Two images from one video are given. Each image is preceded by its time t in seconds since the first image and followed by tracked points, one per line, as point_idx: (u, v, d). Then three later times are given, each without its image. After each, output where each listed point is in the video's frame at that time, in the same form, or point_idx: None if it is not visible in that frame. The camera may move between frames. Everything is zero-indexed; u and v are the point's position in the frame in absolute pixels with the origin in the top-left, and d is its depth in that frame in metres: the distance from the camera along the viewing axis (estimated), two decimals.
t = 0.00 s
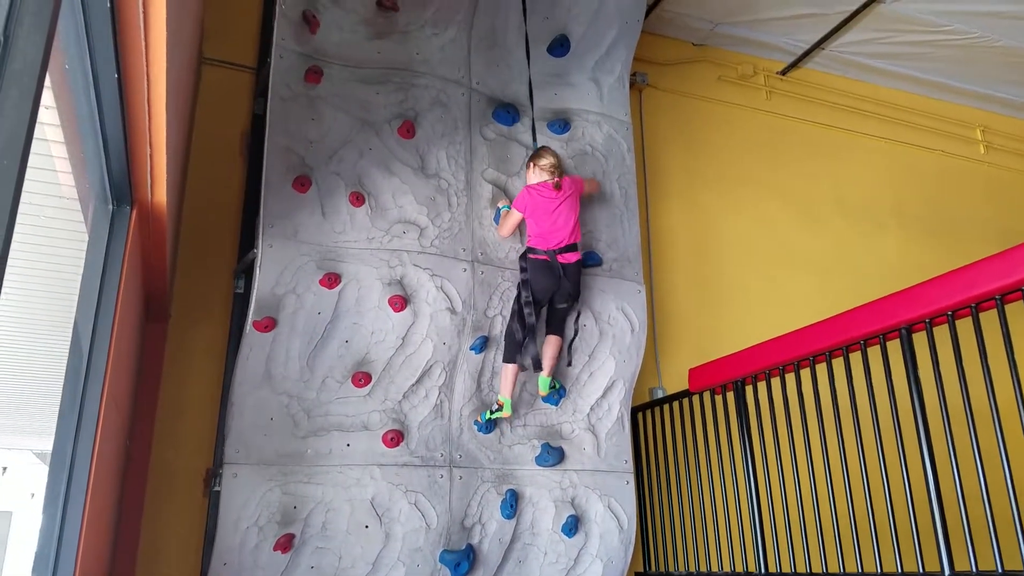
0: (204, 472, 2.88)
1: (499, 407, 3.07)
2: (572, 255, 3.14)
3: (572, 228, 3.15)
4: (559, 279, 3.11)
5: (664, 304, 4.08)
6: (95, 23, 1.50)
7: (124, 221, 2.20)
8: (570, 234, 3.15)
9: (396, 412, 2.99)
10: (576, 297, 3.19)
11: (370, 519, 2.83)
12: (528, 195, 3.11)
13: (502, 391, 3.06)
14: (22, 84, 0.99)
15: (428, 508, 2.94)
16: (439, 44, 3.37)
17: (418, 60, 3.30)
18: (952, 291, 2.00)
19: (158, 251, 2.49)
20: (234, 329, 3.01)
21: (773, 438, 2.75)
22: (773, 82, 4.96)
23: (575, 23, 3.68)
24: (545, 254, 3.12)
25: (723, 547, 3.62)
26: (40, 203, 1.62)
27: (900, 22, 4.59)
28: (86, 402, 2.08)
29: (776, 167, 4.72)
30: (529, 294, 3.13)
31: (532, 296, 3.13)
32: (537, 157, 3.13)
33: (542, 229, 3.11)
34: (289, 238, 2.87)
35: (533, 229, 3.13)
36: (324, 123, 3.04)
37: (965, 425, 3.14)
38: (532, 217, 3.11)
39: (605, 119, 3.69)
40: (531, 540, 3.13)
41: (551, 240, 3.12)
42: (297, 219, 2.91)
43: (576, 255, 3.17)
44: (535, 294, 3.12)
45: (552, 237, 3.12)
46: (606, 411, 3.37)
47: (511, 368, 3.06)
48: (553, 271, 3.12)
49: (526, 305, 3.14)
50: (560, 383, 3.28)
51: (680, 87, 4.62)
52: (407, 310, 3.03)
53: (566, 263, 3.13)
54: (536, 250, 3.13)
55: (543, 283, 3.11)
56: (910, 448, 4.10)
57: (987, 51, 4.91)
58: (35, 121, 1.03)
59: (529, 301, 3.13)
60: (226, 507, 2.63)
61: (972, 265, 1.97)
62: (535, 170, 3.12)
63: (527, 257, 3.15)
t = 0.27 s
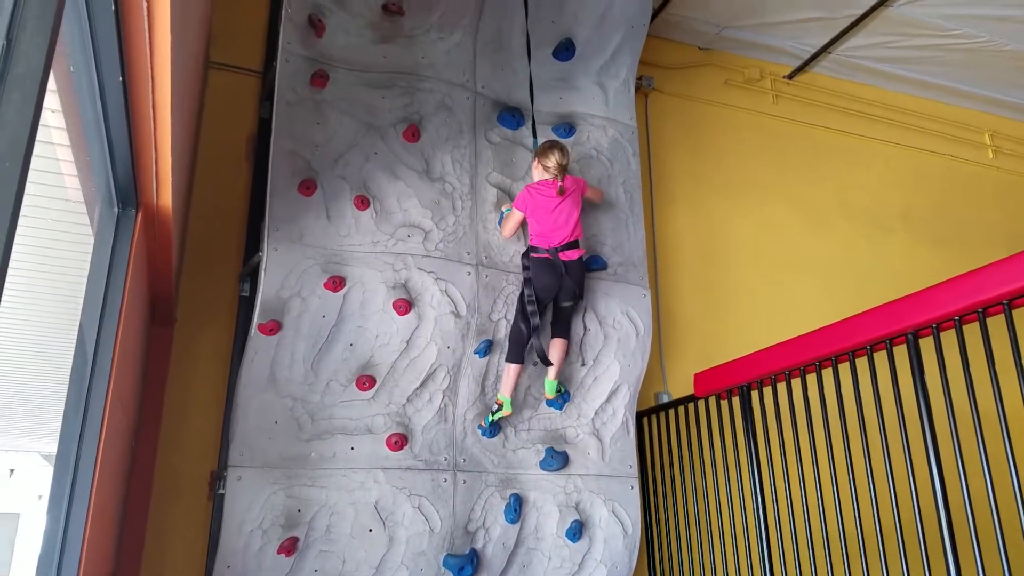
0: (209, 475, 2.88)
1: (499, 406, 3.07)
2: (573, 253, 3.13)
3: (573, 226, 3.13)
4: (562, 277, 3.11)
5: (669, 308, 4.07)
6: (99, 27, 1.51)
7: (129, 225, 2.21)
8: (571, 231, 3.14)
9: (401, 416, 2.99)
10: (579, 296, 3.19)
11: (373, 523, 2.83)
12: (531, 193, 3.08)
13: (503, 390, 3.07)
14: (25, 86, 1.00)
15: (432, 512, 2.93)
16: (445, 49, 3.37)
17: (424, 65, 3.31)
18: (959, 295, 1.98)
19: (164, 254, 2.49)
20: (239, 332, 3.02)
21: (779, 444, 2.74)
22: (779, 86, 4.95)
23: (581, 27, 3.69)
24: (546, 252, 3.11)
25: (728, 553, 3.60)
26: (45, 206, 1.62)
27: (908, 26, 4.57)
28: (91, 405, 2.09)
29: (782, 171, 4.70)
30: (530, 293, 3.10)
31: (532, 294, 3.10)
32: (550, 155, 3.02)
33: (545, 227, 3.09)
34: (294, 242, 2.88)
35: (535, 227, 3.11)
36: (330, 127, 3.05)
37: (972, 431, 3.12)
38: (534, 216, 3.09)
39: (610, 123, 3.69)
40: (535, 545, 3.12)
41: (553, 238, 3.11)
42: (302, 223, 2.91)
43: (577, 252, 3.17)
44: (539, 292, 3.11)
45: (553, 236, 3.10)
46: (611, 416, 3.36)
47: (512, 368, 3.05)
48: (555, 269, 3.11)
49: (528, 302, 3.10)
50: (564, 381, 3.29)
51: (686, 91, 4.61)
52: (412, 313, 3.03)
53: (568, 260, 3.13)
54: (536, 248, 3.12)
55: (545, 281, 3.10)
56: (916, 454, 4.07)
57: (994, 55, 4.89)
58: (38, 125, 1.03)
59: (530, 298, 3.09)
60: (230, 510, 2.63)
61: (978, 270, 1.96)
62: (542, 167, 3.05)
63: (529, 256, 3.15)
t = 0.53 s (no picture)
0: (218, 481, 2.89)
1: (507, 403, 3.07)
2: (584, 252, 3.20)
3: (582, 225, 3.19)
4: (575, 275, 3.15)
5: (678, 313, 4.06)
6: (107, 35, 1.52)
7: (138, 232, 2.22)
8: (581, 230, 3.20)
9: (408, 421, 2.98)
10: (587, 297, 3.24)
11: (381, 529, 2.83)
12: (540, 194, 3.11)
13: (512, 388, 3.06)
14: (31, 92, 1.01)
15: (440, 517, 2.93)
16: (452, 55, 3.38)
17: (431, 71, 3.32)
18: (970, 299, 1.97)
19: (172, 260, 2.50)
20: (248, 338, 3.03)
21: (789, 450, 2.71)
22: (788, 89, 4.93)
23: (588, 32, 3.69)
24: (558, 252, 3.14)
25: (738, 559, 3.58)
26: (51, 213, 1.63)
27: (917, 28, 4.55)
28: (99, 413, 2.10)
29: (791, 175, 4.68)
30: (541, 295, 3.12)
31: (543, 297, 3.12)
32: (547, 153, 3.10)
33: (556, 229, 3.13)
34: (302, 248, 2.89)
35: (545, 228, 3.14)
36: (337, 134, 3.06)
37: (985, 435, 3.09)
38: (545, 218, 3.12)
39: (617, 128, 3.69)
40: (543, 551, 3.11)
41: (565, 238, 3.15)
42: (310, 229, 2.92)
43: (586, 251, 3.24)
44: (552, 292, 3.12)
45: (565, 236, 3.14)
46: (619, 421, 3.35)
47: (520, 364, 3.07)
48: (569, 268, 3.13)
49: (538, 305, 3.12)
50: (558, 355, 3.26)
51: (694, 95, 4.60)
52: (419, 318, 3.04)
53: (581, 260, 3.18)
54: (548, 249, 3.15)
55: (558, 280, 3.11)
56: (928, 459, 4.04)
57: (1005, 57, 4.86)
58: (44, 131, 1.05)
59: (541, 300, 3.12)
60: (238, 516, 2.64)
61: (989, 273, 1.94)
62: (547, 168, 3.10)
63: (541, 256, 3.15)
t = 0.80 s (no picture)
0: (226, 486, 2.89)
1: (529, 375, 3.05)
2: (595, 248, 3.22)
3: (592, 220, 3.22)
4: (589, 268, 3.16)
5: (686, 317, 4.04)
6: (109, 44, 1.53)
7: (143, 239, 2.23)
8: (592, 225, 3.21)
9: (415, 426, 2.98)
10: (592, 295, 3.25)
11: (389, 534, 2.82)
12: (551, 189, 3.11)
13: (529, 361, 3.05)
14: (30, 100, 1.01)
15: (448, 523, 2.92)
16: (458, 60, 3.39)
17: (436, 76, 3.32)
18: (979, 300, 1.95)
19: (178, 267, 2.51)
20: (255, 344, 3.03)
21: (798, 454, 2.69)
22: (795, 91, 4.92)
23: (593, 36, 3.68)
24: (574, 245, 3.13)
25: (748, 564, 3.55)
26: (55, 221, 1.64)
27: (924, 29, 4.53)
28: (105, 418, 2.10)
29: (798, 177, 4.66)
30: (558, 285, 3.10)
31: (561, 287, 3.10)
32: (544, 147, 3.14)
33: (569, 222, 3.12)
34: (308, 253, 2.89)
35: (560, 221, 3.12)
36: (343, 139, 3.07)
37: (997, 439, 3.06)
38: (559, 211, 3.11)
39: (623, 131, 3.68)
40: (552, 556, 3.09)
41: (580, 232, 3.15)
42: (316, 234, 2.93)
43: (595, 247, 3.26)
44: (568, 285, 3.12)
45: (580, 228, 3.14)
46: (627, 425, 3.33)
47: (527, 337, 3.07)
48: (583, 262, 3.14)
49: (555, 296, 3.09)
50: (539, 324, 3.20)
51: (700, 98, 4.59)
52: (425, 323, 3.03)
53: (593, 254, 3.20)
54: (563, 242, 3.13)
55: (574, 274, 3.11)
56: (938, 463, 4.01)
57: (1013, 57, 4.83)
58: (44, 139, 1.05)
59: (558, 290, 3.09)
60: (246, 522, 2.64)
61: (997, 273, 1.92)
62: (543, 164, 3.12)
63: (556, 250, 3.12)
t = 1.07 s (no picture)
0: (228, 491, 2.88)
1: (523, 334, 3.10)
2: (597, 251, 3.21)
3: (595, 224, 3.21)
4: (590, 272, 3.16)
5: (690, 322, 4.02)
6: (110, 48, 1.53)
7: (145, 242, 2.23)
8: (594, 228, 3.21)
9: (418, 431, 2.97)
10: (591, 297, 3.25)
11: (391, 539, 2.81)
12: (558, 189, 3.12)
13: (521, 320, 3.10)
14: (28, 103, 1.02)
15: (450, 528, 2.91)
16: (461, 65, 3.39)
17: (440, 81, 3.33)
18: (982, 304, 1.93)
19: (179, 270, 2.50)
20: (257, 348, 3.03)
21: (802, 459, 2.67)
22: (799, 96, 4.91)
23: (596, 41, 3.68)
24: (576, 246, 3.13)
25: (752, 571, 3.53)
26: (57, 225, 1.64)
27: (928, 34, 4.52)
28: (106, 421, 2.10)
29: (802, 182, 4.65)
30: (562, 284, 3.11)
31: (566, 286, 3.11)
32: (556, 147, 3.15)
33: (571, 224, 3.12)
34: (311, 257, 2.89)
35: (564, 223, 3.13)
36: (346, 144, 3.07)
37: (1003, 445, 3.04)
38: (562, 212, 3.12)
39: (627, 136, 3.68)
40: (555, 562, 3.07)
41: (582, 234, 3.15)
42: (319, 239, 2.93)
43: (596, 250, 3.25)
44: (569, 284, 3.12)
45: (582, 231, 3.14)
46: (630, 430, 3.31)
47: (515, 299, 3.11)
48: (584, 263, 3.14)
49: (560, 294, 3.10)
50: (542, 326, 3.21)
51: (704, 103, 4.59)
52: (428, 328, 3.03)
53: (593, 258, 3.20)
54: (565, 242, 3.14)
55: (575, 273, 3.11)
56: (943, 469, 3.98)
57: (1018, 62, 4.82)
58: (41, 142, 1.06)
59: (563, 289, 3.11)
60: (248, 526, 2.63)
61: (1001, 277, 1.91)
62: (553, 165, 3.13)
63: (557, 248, 3.13)
